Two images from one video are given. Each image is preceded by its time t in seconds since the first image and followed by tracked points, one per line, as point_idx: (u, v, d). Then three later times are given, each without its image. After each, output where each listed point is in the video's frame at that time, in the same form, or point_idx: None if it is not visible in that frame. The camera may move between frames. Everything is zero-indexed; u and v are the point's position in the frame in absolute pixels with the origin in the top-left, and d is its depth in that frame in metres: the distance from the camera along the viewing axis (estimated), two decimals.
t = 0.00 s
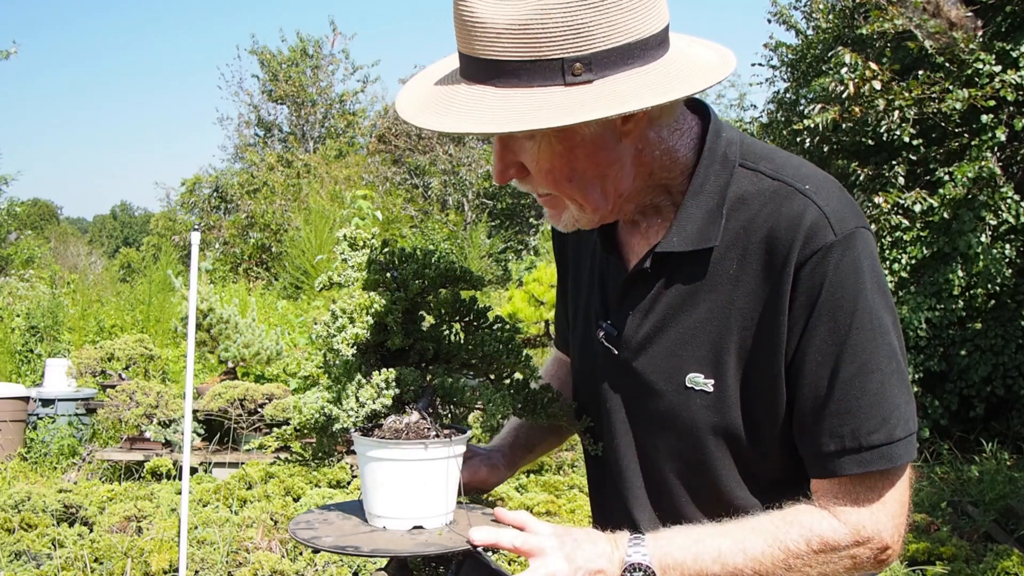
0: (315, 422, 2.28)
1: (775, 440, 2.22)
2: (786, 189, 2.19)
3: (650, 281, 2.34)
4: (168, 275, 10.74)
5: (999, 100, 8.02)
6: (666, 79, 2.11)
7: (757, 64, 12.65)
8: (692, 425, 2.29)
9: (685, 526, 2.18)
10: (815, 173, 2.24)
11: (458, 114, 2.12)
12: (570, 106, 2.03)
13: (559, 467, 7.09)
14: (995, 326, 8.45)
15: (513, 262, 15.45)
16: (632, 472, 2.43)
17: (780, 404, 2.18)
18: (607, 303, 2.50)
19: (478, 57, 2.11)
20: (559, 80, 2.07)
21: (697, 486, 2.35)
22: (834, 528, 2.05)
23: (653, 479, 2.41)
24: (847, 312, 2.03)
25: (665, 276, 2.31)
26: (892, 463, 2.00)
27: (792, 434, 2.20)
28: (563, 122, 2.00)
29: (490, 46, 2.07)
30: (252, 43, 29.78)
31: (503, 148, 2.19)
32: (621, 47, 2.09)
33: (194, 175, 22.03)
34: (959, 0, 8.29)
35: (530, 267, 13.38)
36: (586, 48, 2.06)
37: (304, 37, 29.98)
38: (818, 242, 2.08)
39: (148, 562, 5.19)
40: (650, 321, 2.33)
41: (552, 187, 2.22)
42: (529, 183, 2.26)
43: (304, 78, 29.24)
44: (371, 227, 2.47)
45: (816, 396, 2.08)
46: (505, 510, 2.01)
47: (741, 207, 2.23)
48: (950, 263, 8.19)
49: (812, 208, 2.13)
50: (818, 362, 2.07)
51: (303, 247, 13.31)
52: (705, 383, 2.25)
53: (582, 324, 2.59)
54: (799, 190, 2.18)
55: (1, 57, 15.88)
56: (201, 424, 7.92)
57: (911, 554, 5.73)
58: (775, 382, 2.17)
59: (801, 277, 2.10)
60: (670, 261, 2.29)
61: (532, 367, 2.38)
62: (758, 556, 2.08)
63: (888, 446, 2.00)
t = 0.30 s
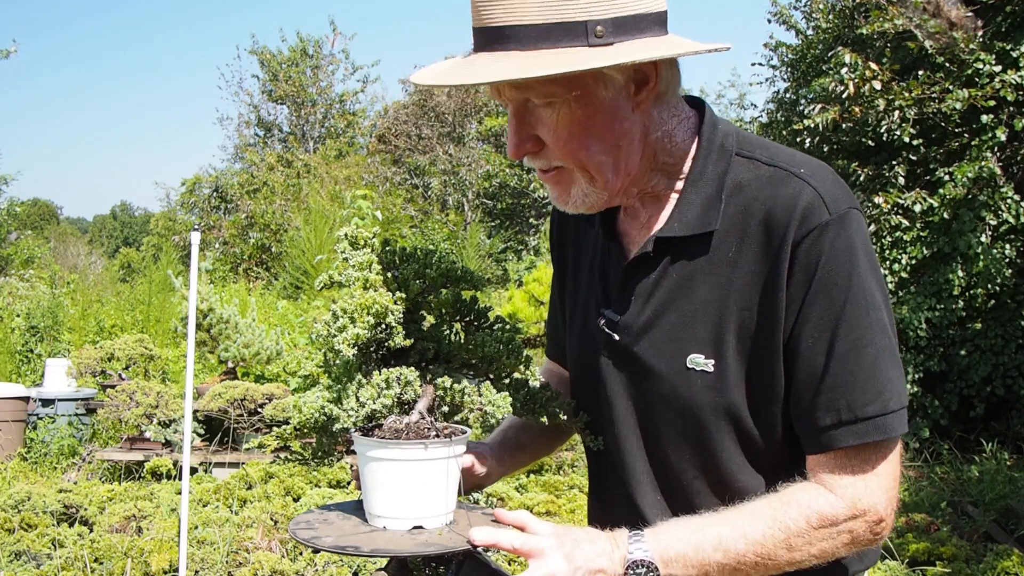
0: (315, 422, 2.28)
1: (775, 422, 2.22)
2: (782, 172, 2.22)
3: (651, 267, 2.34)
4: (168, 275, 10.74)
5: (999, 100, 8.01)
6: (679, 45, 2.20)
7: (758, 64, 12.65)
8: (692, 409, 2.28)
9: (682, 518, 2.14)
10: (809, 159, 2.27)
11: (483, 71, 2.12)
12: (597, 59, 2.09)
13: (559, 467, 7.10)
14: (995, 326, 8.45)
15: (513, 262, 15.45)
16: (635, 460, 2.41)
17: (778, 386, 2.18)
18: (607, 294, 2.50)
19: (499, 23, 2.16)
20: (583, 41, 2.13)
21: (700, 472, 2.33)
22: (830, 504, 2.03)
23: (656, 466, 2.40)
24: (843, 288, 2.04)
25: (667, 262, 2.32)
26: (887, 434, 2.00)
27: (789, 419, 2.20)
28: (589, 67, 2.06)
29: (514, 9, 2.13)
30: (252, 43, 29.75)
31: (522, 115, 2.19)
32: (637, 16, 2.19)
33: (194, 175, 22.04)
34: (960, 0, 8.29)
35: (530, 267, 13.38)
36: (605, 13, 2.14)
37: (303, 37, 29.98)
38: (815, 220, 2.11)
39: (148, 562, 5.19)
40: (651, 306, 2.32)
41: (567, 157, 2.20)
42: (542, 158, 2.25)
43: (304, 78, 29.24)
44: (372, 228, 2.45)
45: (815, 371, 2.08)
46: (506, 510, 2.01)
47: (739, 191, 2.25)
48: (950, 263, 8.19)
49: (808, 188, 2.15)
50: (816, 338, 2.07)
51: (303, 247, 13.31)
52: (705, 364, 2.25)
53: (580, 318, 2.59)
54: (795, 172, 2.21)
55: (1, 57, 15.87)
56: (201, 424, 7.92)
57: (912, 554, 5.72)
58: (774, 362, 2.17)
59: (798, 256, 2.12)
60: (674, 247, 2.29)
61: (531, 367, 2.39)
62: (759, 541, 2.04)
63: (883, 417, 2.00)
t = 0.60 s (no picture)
0: (315, 422, 2.28)
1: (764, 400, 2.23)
2: (769, 160, 2.32)
3: (647, 249, 2.39)
4: (168, 275, 10.74)
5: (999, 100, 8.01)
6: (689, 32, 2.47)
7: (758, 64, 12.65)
8: (686, 387, 2.30)
9: (673, 507, 2.08)
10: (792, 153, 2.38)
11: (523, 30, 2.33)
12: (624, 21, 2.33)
13: (559, 467, 7.10)
14: (995, 326, 8.45)
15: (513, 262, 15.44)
16: (631, 442, 2.40)
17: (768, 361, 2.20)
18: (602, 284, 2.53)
19: None
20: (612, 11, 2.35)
21: (695, 454, 2.32)
22: (813, 469, 2.01)
23: (650, 449, 2.39)
24: (828, 254, 2.12)
25: (663, 244, 2.37)
26: (866, 394, 2.02)
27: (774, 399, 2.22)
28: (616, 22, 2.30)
29: None
30: (252, 43, 29.72)
31: (549, 84, 2.40)
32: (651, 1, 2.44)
33: (193, 175, 22.03)
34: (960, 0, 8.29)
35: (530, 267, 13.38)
36: None
37: (303, 37, 29.97)
38: (802, 197, 2.20)
39: (148, 562, 5.19)
40: (647, 286, 2.37)
41: (587, 122, 2.39)
42: (561, 128, 2.42)
43: (304, 78, 29.22)
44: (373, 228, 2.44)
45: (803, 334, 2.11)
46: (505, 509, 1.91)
47: (729, 178, 2.35)
48: (950, 263, 8.19)
49: (796, 171, 2.26)
50: (806, 302, 2.12)
51: (303, 247, 13.30)
52: (701, 336, 2.27)
53: (573, 312, 2.61)
54: (781, 159, 2.31)
55: None
56: (201, 424, 7.93)
57: (912, 554, 5.72)
58: (765, 333, 2.19)
59: (786, 230, 2.19)
60: (668, 229, 2.36)
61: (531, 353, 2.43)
62: (753, 516, 1.98)
63: (863, 377, 2.02)
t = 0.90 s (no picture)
0: (315, 422, 2.28)
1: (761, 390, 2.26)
2: (760, 161, 2.40)
3: (648, 242, 2.41)
4: (168, 275, 10.74)
5: (999, 100, 8.01)
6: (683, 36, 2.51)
7: (758, 64, 12.66)
8: (688, 377, 2.31)
9: (661, 497, 2.04)
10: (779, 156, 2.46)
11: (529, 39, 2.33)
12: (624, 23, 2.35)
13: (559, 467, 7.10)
14: (995, 326, 8.46)
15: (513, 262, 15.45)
16: (633, 434, 2.38)
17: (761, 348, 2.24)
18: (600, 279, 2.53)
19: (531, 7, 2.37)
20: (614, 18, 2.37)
21: (695, 445, 2.33)
22: (798, 445, 2.01)
23: (651, 442, 2.38)
24: (819, 242, 2.18)
25: (663, 238, 2.40)
26: (845, 374, 2.07)
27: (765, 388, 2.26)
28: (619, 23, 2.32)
29: None
30: (252, 43, 29.68)
31: (555, 87, 2.40)
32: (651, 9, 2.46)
33: (193, 175, 22.04)
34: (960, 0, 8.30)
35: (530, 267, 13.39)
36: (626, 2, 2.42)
37: (303, 37, 29.98)
38: (796, 192, 2.27)
39: (148, 562, 5.19)
40: (650, 279, 2.39)
41: (595, 126, 2.40)
42: (566, 133, 2.41)
43: (304, 78, 29.20)
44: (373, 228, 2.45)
45: (798, 318, 2.14)
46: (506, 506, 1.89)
47: (724, 177, 2.41)
48: (950, 263, 8.20)
49: (788, 169, 2.33)
50: (802, 288, 2.16)
51: (303, 248, 13.30)
52: (704, 325, 2.29)
53: (567, 310, 2.60)
54: (771, 160, 2.39)
55: None
56: (201, 424, 7.93)
57: (912, 554, 5.72)
58: (762, 321, 2.23)
59: (780, 221, 2.25)
60: (668, 224, 2.40)
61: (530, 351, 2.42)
62: (746, 497, 1.96)
63: (842, 359, 2.07)
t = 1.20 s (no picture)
0: (315, 422, 2.28)
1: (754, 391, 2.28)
2: (753, 165, 2.41)
3: (643, 243, 2.41)
4: (167, 275, 10.74)
5: (999, 100, 8.01)
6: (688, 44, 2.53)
7: (758, 64, 12.67)
8: (683, 377, 2.31)
9: (658, 498, 2.04)
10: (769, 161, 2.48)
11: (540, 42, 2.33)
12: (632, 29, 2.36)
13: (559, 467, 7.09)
14: (995, 326, 8.46)
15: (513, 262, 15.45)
16: (629, 434, 2.38)
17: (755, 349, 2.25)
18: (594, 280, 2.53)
19: (540, 11, 2.36)
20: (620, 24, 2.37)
21: (689, 445, 2.33)
22: (790, 442, 2.02)
23: (645, 443, 2.38)
24: (810, 246, 2.20)
25: (659, 239, 2.40)
26: (834, 373, 2.08)
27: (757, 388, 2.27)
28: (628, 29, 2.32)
29: None
30: (252, 43, 29.68)
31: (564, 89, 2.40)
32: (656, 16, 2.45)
33: (193, 175, 22.05)
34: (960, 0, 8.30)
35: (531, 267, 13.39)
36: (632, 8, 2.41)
37: (303, 37, 29.99)
38: (788, 196, 2.29)
39: (148, 562, 5.19)
40: (646, 279, 2.39)
41: (602, 128, 2.41)
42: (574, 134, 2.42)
43: (304, 78, 29.20)
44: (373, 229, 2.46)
45: (791, 319, 2.15)
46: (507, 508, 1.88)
47: (717, 180, 2.42)
48: (950, 263, 8.20)
49: (780, 174, 2.35)
50: (794, 290, 2.17)
51: (303, 248, 13.29)
52: (698, 326, 2.29)
53: (560, 311, 2.59)
54: (763, 164, 2.40)
55: None
56: (201, 424, 7.92)
57: (912, 554, 5.72)
58: (755, 322, 2.24)
59: (773, 225, 2.27)
60: (664, 226, 2.40)
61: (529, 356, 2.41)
62: (742, 495, 1.96)
63: (831, 358, 2.09)
